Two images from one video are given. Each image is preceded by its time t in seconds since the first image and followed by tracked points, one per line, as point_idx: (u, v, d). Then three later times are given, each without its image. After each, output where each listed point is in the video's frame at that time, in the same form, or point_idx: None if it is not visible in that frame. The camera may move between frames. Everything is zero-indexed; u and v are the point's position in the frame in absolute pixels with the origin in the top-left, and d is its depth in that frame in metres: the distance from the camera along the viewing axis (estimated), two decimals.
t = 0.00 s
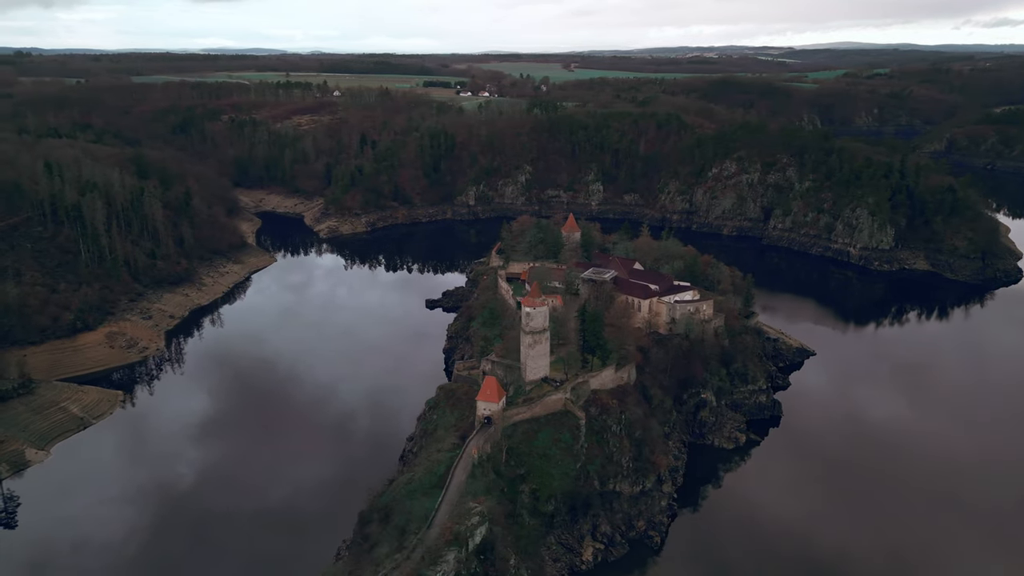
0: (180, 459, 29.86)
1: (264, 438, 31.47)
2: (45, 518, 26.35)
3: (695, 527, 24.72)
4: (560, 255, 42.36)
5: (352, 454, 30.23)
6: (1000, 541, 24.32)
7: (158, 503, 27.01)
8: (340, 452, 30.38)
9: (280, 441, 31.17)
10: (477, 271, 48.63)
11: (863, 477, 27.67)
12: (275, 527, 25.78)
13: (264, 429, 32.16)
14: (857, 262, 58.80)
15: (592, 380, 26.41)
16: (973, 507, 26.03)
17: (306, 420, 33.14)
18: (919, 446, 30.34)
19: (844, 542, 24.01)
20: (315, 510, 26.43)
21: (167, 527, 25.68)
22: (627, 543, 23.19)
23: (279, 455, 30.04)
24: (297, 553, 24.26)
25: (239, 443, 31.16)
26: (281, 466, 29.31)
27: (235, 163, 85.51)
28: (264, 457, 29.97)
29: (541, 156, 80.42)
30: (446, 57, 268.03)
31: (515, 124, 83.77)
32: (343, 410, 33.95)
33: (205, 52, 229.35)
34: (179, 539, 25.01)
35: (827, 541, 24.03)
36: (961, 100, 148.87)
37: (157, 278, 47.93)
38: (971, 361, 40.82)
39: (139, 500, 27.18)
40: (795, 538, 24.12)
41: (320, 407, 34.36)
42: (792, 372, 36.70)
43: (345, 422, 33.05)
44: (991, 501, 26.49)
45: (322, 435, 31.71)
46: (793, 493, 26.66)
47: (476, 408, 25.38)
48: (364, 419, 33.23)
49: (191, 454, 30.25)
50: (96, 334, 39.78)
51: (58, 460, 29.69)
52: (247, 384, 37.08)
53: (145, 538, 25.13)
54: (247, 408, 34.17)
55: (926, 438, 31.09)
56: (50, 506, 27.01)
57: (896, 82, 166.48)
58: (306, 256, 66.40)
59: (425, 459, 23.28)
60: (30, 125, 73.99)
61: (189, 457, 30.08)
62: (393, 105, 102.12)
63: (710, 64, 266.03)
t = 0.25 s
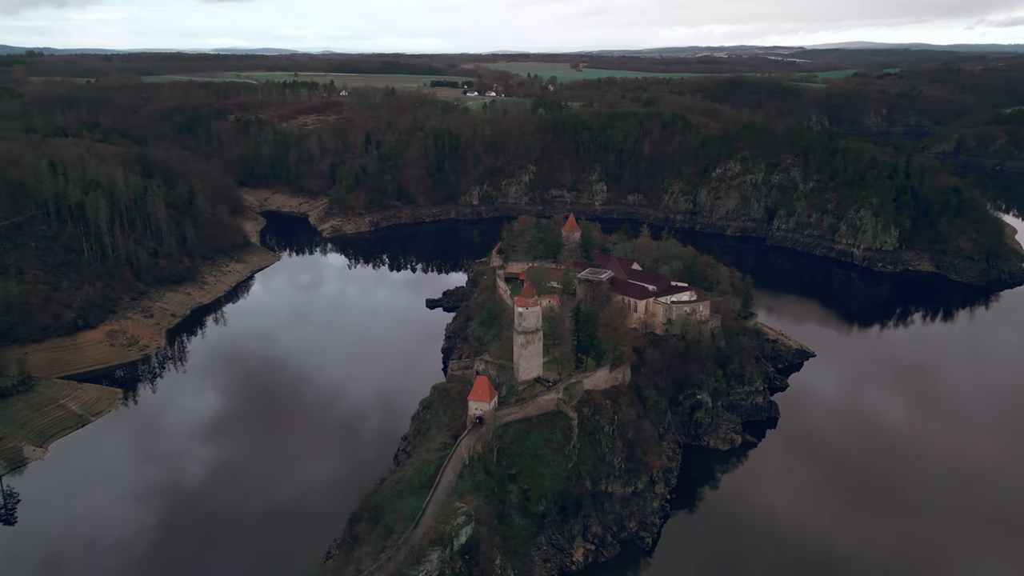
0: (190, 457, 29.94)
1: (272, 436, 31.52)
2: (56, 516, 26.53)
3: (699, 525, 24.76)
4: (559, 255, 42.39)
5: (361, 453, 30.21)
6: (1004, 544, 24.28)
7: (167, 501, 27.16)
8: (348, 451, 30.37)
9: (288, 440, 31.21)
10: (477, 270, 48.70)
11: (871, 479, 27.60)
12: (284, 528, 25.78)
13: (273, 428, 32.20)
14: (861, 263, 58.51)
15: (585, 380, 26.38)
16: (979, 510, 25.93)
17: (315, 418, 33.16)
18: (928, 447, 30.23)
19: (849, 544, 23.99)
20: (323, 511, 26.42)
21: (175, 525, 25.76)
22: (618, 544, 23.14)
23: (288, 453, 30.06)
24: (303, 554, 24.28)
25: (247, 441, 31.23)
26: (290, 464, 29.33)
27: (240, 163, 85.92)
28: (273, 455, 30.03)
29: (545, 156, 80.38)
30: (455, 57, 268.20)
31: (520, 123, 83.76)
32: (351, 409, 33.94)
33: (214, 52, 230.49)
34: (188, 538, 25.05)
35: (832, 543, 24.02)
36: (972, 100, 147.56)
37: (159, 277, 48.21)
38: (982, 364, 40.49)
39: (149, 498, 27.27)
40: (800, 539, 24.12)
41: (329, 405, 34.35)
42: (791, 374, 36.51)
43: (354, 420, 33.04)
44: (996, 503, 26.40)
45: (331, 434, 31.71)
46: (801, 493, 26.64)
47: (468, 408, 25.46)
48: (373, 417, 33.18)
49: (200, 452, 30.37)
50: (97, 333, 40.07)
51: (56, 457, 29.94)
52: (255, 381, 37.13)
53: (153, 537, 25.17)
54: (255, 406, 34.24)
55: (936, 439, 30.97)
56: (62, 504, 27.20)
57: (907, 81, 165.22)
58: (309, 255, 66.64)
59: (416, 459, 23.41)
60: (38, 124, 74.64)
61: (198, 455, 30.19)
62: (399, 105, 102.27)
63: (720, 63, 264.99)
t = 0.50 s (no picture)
0: (199, 456, 30.04)
1: (281, 436, 31.55)
2: (66, 515, 26.70)
3: (700, 527, 24.79)
4: (557, 255, 42.42)
5: (369, 453, 30.17)
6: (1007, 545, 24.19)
7: (175, 499, 27.27)
8: (357, 451, 30.34)
9: (297, 440, 31.24)
10: (477, 270, 48.77)
11: (875, 481, 27.53)
12: (291, 528, 25.79)
13: (281, 428, 32.24)
14: (863, 263, 58.24)
15: (576, 381, 26.34)
16: (984, 512, 25.83)
17: (323, 419, 33.17)
18: (932, 448, 30.12)
19: (851, 545, 23.95)
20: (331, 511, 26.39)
21: (184, 524, 25.82)
22: (608, 545, 23.08)
23: (297, 453, 30.11)
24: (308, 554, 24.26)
25: (255, 441, 31.28)
26: (298, 465, 29.36)
27: (245, 162, 86.29)
28: (281, 455, 30.07)
29: (548, 156, 80.34)
30: (463, 57, 268.26)
31: (523, 123, 83.74)
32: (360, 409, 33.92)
33: (223, 52, 231.47)
34: (196, 537, 25.12)
35: (837, 545, 23.95)
36: (982, 100, 146.39)
37: (161, 275, 48.46)
38: (989, 366, 40.22)
39: (157, 497, 27.37)
40: (803, 540, 24.08)
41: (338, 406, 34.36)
42: (789, 375, 36.33)
43: (362, 420, 33.07)
44: (1001, 505, 26.31)
45: (340, 434, 31.71)
46: (803, 494, 26.60)
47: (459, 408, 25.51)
48: (382, 417, 33.13)
49: (208, 452, 30.46)
50: (98, 331, 40.34)
51: (53, 454, 30.18)
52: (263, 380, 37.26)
53: (161, 536, 25.24)
54: (264, 407, 34.31)
55: (941, 440, 30.83)
56: (71, 503, 27.36)
57: (916, 81, 164.05)
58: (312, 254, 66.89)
59: (405, 458, 23.50)
60: (45, 123, 75.21)
61: (207, 454, 30.26)
62: (404, 104, 102.40)
63: (728, 63, 263.97)
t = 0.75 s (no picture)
0: (211, 454, 30.20)
1: (293, 434, 31.64)
2: (80, 513, 26.87)
3: (699, 528, 24.82)
4: (558, 255, 42.42)
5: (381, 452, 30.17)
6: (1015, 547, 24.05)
7: (188, 497, 27.39)
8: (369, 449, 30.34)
9: (308, 438, 31.32)
10: (480, 270, 48.84)
11: (879, 482, 27.47)
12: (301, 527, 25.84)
13: (292, 426, 32.32)
14: (870, 265, 57.86)
15: (572, 382, 26.29)
16: (992, 514, 25.67)
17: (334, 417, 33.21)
18: (936, 449, 30.03)
19: (852, 545, 23.95)
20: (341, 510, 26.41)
21: (196, 522, 25.88)
22: (601, 546, 23.04)
23: (308, 452, 30.18)
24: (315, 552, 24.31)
25: (266, 439, 31.40)
26: (310, 463, 29.41)
27: (253, 162, 86.74)
28: (293, 454, 30.16)
29: (554, 156, 80.26)
30: (473, 56, 268.35)
31: (530, 123, 83.70)
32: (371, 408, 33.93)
33: (235, 52, 232.73)
34: (208, 534, 25.20)
35: (845, 547, 23.85)
36: (995, 101, 144.91)
37: (166, 274, 48.80)
38: (996, 368, 40.02)
39: (170, 495, 27.51)
40: (809, 541, 24.01)
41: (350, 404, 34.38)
42: (791, 377, 36.13)
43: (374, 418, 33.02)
44: (1009, 507, 26.16)
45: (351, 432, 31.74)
46: (804, 495, 26.63)
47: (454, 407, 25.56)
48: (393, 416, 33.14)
49: (221, 450, 30.59)
50: (102, 328, 40.67)
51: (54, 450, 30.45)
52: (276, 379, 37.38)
53: (173, 533, 25.33)
54: (275, 405, 34.42)
55: (944, 441, 30.69)
56: (83, 501, 27.56)
57: (929, 82, 162.65)
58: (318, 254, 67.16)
59: (400, 458, 23.57)
60: (55, 123, 75.88)
61: (220, 453, 30.39)
62: (412, 104, 102.59)
63: (740, 64, 262.53)
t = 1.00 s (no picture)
0: (227, 453, 30.37)
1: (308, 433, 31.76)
2: (95, 508, 27.15)
3: (698, 529, 24.73)
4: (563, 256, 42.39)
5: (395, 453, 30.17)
6: None
7: (203, 495, 27.56)
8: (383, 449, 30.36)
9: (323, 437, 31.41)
10: (486, 270, 48.89)
11: (888, 484, 27.25)
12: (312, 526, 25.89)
13: (307, 426, 32.43)
14: (882, 267, 57.24)
15: (571, 382, 26.23)
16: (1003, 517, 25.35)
17: (349, 416, 33.27)
18: (944, 451, 29.81)
19: (858, 547, 23.77)
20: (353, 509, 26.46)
21: (213, 520, 26.04)
22: (598, 547, 22.99)
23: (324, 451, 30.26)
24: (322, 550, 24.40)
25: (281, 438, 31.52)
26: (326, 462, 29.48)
27: (265, 161, 87.31)
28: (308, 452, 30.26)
29: (565, 156, 80.09)
30: (488, 56, 268.31)
31: (541, 123, 83.60)
32: (386, 408, 33.95)
33: (251, 53, 234.37)
34: (222, 532, 25.36)
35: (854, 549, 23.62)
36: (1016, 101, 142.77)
37: (176, 272, 49.25)
38: (1008, 371, 39.56)
39: (186, 492, 27.71)
40: (816, 543, 23.83)
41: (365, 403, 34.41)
42: (797, 379, 35.85)
43: (390, 419, 33.07)
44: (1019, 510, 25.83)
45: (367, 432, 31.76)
46: (811, 495, 26.53)
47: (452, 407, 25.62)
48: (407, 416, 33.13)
49: (237, 448, 30.76)
50: (111, 326, 41.12)
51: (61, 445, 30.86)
52: (290, 377, 37.59)
53: (190, 531, 25.50)
54: (291, 403, 34.53)
55: (952, 442, 30.48)
56: (101, 497, 27.78)
57: (948, 82, 160.50)
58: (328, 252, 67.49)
59: (397, 456, 23.64)
60: (70, 122, 76.81)
61: (236, 451, 30.53)
62: (424, 104, 102.75)
63: (757, 64, 260.48)
